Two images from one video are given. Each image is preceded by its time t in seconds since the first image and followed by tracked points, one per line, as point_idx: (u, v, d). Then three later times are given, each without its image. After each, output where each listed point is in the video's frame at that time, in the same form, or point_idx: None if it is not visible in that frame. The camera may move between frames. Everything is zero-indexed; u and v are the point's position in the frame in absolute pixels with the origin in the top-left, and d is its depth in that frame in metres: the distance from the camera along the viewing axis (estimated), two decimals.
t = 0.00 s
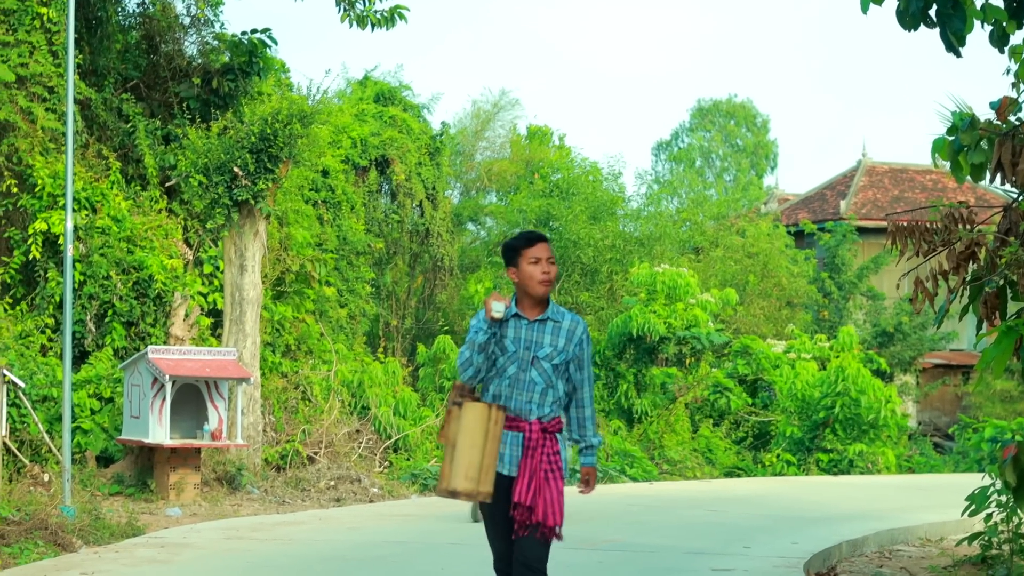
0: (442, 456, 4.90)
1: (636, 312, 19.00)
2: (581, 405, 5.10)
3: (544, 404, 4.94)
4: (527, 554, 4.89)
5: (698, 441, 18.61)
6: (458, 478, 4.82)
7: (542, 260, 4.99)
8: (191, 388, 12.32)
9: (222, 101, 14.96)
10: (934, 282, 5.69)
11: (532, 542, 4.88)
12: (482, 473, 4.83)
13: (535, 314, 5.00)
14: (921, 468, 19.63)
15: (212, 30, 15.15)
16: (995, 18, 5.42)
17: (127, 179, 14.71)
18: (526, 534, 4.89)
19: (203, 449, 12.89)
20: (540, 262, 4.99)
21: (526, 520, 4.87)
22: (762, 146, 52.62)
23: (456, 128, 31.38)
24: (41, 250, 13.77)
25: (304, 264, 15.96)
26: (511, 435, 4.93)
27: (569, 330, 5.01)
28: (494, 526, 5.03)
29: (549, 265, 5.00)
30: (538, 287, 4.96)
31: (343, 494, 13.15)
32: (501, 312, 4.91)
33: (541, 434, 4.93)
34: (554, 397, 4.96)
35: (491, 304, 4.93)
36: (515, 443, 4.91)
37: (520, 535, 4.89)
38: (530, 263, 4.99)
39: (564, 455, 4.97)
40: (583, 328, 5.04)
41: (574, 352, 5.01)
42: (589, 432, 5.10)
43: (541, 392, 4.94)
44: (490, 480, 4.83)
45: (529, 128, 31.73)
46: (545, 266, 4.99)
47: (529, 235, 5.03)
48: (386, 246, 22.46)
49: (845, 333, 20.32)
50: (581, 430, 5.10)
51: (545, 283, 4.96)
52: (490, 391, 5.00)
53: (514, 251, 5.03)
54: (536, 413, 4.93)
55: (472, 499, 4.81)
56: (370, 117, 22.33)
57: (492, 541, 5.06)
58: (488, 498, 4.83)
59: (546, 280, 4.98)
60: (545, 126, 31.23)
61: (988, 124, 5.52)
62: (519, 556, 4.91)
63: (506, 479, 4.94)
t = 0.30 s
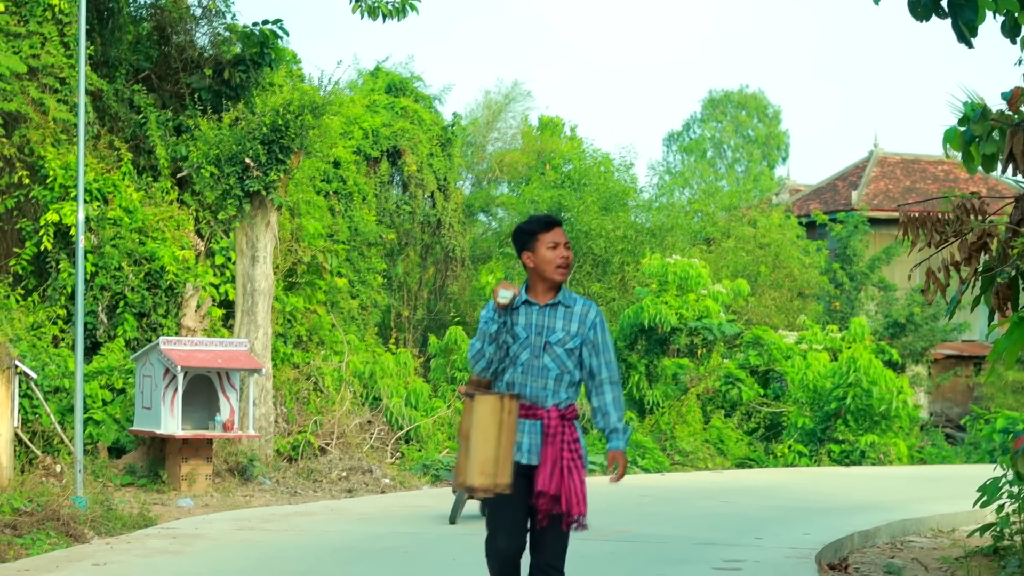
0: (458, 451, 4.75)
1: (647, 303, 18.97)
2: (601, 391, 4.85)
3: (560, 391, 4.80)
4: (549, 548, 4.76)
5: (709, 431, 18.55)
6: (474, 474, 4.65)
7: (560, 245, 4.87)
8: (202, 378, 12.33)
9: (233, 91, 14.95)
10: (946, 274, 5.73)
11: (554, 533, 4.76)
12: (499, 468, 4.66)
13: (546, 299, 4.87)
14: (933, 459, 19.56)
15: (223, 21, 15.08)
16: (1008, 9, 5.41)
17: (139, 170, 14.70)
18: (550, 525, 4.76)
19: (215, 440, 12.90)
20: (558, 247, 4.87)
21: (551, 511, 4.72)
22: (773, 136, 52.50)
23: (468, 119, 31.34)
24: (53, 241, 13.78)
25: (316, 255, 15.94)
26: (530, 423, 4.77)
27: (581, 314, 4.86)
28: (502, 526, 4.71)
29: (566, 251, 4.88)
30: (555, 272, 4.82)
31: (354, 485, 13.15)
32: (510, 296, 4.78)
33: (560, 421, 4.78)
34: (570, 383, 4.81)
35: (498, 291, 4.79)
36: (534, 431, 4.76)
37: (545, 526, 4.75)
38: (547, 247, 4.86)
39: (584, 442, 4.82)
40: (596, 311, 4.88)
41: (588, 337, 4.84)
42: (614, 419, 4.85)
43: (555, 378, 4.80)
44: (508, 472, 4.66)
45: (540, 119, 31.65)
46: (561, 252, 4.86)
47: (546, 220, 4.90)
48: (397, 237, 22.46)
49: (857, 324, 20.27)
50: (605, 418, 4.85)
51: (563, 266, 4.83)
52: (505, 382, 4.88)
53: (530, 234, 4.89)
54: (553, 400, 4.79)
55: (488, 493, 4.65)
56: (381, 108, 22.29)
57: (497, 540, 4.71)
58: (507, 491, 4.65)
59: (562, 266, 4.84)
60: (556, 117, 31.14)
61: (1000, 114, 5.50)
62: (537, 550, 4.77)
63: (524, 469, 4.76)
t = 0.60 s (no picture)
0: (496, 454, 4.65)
1: (657, 295, 18.97)
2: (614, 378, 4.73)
3: (575, 383, 4.75)
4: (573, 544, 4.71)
5: (720, 424, 18.45)
6: (523, 475, 4.59)
7: (561, 236, 4.77)
8: (213, 371, 12.33)
9: (245, 84, 14.71)
10: (957, 266, 5.70)
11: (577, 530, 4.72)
12: (547, 463, 4.60)
13: (556, 291, 4.79)
14: (944, 451, 19.49)
15: (233, 12, 14.98)
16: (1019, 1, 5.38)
17: (149, 162, 14.69)
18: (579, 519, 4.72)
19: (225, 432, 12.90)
20: (559, 238, 4.77)
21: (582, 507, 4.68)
22: (784, 127, 52.38)
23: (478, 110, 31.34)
24: (63, 233, 13.79)
25: (326, 248, 15.86)
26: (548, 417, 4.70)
27: (592, 304, 4.80)
28: (523, 509, 4.63)
29: (568, 240, 4.78)
30: (557, 264, 4.73)
31: (364, 477, 13.16)
32: (515, 290, 4.75)
33: (579, 414, 4.70)
34: (585, 376, 4.76)
35: (504, 285, 4.76)
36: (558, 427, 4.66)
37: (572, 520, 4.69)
38: (548, 239, 4.77)
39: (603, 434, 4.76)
40: (606, 300, 4.82)
41: (600, 327, 4.78)
42: (616, 374, 4.72)
43: (570, 372, 4.75)
44: (558, 465, 4.61)
45: (551, 110, 31.58)
46: (565, 242, 4.76)
47: (547, 209, 4.79)
48: (408, 229, 22.46)
49: (867, 316, 20.20)
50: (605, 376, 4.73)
51: (564, 258, 4.73)
52: (519, 376, 4.82)
53: (531, 225, 4.79)
54: (569, 393, 4.73)
55: (540, 490, 4.59)
56: (392, 99, 22.24)
57: (518, 521, 4.64)
58: (559, 485, 4.60)
59: (565, 255, 4.75)
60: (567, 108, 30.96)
61: (1012, 106, 5.48)
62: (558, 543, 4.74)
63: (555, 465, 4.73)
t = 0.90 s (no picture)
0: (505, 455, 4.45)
1: (668, 289, 18.95)
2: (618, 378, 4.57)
3: (579, 381, 4.57)
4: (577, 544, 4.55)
5: (731, 418, 18.34)
6: (535, 474, 4.38)
7: (553, 227, 4.58)
8: (223, 365, 12.32)
9: (254, 77, 14.95)
10: (968, 260, 5.69)
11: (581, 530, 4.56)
12: (561, 461, 4.39)
13: (563, 285, 4.61)
14: (956, 446, 19.39)
15: (243, 7, 14.97)
16: None
17: (160, 157, 14.70)
18: (576, 518, 4.55)
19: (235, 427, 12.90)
20: (553, 229, 4.59)
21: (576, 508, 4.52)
22: (795, 122, 52.27)
23: (489, 106, 31.37)
24: (73, 228, 13.81)
25: (336, 242, 15.82)
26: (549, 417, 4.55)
27: (599, 299, 4.61)
28: (531, 515, 4.47)
29: (563, 231, 4.59)
30: (550, 258, 4.56)
31: (375, 472, 13.14)
32: (524, 287, 4.52)
33: (582, 413, 4.53)
34: (590, 374, 4.58)
35: (515, 279, 4.53)
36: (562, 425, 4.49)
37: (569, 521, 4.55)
38: (543, 230, 4.59)
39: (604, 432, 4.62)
40: (614, 294, 4.63)
41: (607, 323, 4.60)
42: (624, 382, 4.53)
43: (574, 369, 4.57)
44: (574, 464, 4.40)
45: (561, 105, 31.54)
46: (558, 232, 4.57)
47: (542, 200, 4.62)
48: (418, 224, 22.45)
49: (878, 311, 20.13)
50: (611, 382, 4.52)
51: (558, 250, 4.55)
52: (523, 372, 4.65)
53: (530, 219, 4.65)
54: (574, 392, 4.56)
55: (554, 490, 4.38)
56: (402, 94, 22.22)
57: (526, 529, 4.47)
58: (574, 484, 4.39)
59: (560, 246, 4.57)
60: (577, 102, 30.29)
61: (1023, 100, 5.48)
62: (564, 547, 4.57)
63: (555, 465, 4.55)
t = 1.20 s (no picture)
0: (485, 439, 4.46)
1: (681, 284, 18.92)
2: (626, 378, 4.56)
3: (582, 373, 4.47)
4: (579, 539, 4.40)
5: (744, 414, 18.28)
6: (506, 461, 4.37)
7: (562, 212, 4.53)
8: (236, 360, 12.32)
9: (266, 73, 14.90)
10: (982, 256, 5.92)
11: (585, 525, 4.42)
12: (533, 454, 4.37)
13: (573, 273, 4.56)
14: (969, 441, 19.32)
15: (255, 2, 14.91)
16: None
17: (172, 152, 14.70)
18: (578, 515, 4.42)
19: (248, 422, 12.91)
20: (561, 213, 4.53)
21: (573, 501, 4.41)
22: (808, 117, 52.13)
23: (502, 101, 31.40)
24: (86, 223, 13.82)
25: (349, 237, 15.85)
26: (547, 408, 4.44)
27: (610, 291, 4.54)
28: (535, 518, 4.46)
29: (570, 216, 4.53)
30: (557, 243, 4.53)
31: (387, 467, 13.15)
32: (532, 270, 4.45)
33: (581, 405, 4.45)
34: (593, 366, 4.48)
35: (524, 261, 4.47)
36: (555, 416, 4.43)
37: (570, 516, 4.42)
38: (552, 214, 4.54)
39: (608, 426, 4.50)
40: (626, 288, 4.56)
41: (616, 316, 4.53)
42: (635, 411, 4.53)
43: (578, 360, 4.48)
44: (543, 459, 4.37)
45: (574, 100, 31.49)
46: (565, 217, 4.51)
47: (552, 183, 4.55)
48: (430, 219, 22.42)
49: (891, 305, 20.06)
50: (626, 408, 4.54)
51: (566, 237, 4.51)
52: (526, 360, 4.55)
53: (541, 202, 4.60)
54: (574, 383, 4.46)
55: (522, 481, 4.36)
56: (415, 89, 22.19)
57: (528, 531, 4.47)
58: (541, 480, 4.36)
59: (567, 232, 4.52)
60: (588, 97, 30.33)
61: None
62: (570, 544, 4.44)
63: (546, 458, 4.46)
